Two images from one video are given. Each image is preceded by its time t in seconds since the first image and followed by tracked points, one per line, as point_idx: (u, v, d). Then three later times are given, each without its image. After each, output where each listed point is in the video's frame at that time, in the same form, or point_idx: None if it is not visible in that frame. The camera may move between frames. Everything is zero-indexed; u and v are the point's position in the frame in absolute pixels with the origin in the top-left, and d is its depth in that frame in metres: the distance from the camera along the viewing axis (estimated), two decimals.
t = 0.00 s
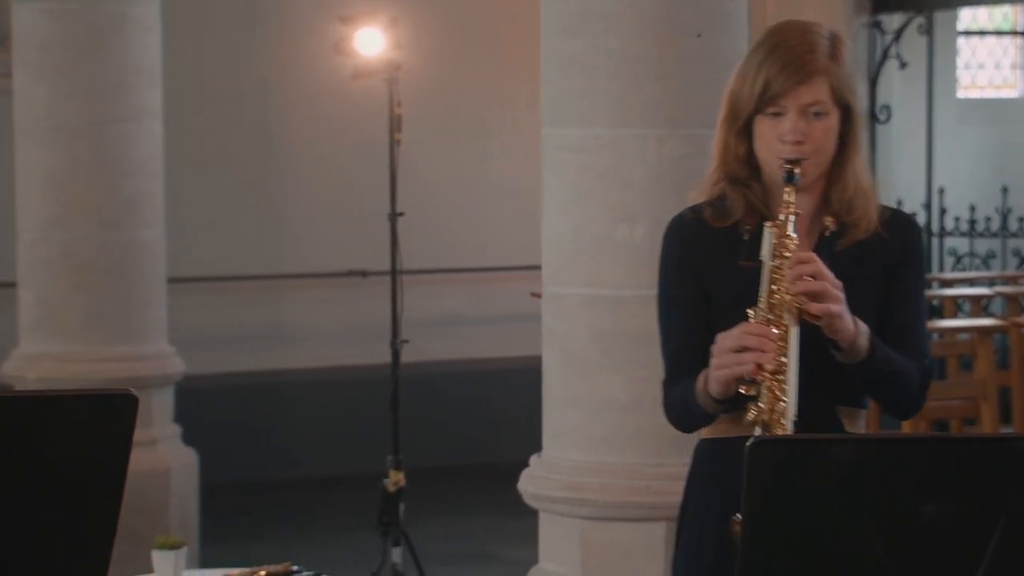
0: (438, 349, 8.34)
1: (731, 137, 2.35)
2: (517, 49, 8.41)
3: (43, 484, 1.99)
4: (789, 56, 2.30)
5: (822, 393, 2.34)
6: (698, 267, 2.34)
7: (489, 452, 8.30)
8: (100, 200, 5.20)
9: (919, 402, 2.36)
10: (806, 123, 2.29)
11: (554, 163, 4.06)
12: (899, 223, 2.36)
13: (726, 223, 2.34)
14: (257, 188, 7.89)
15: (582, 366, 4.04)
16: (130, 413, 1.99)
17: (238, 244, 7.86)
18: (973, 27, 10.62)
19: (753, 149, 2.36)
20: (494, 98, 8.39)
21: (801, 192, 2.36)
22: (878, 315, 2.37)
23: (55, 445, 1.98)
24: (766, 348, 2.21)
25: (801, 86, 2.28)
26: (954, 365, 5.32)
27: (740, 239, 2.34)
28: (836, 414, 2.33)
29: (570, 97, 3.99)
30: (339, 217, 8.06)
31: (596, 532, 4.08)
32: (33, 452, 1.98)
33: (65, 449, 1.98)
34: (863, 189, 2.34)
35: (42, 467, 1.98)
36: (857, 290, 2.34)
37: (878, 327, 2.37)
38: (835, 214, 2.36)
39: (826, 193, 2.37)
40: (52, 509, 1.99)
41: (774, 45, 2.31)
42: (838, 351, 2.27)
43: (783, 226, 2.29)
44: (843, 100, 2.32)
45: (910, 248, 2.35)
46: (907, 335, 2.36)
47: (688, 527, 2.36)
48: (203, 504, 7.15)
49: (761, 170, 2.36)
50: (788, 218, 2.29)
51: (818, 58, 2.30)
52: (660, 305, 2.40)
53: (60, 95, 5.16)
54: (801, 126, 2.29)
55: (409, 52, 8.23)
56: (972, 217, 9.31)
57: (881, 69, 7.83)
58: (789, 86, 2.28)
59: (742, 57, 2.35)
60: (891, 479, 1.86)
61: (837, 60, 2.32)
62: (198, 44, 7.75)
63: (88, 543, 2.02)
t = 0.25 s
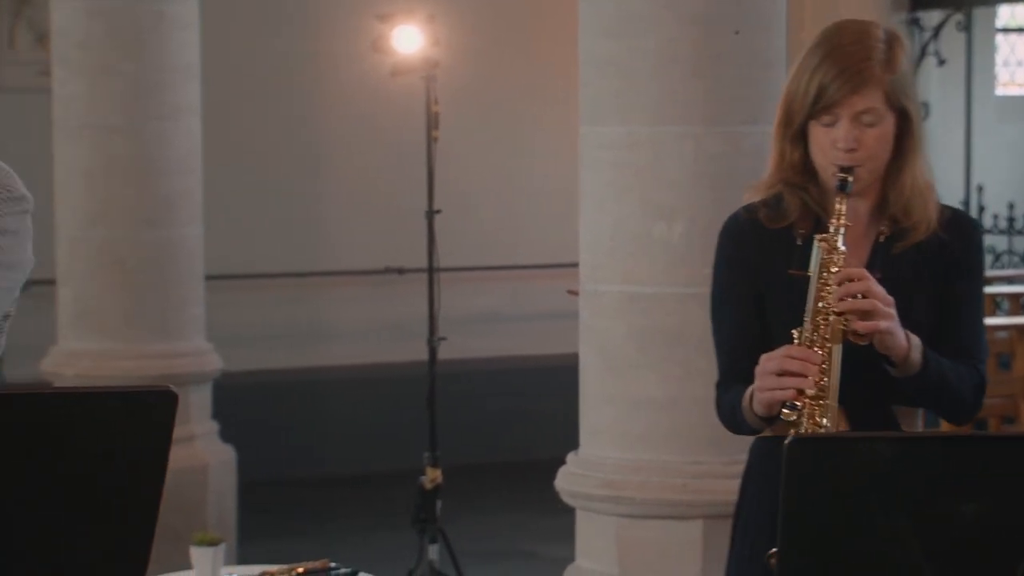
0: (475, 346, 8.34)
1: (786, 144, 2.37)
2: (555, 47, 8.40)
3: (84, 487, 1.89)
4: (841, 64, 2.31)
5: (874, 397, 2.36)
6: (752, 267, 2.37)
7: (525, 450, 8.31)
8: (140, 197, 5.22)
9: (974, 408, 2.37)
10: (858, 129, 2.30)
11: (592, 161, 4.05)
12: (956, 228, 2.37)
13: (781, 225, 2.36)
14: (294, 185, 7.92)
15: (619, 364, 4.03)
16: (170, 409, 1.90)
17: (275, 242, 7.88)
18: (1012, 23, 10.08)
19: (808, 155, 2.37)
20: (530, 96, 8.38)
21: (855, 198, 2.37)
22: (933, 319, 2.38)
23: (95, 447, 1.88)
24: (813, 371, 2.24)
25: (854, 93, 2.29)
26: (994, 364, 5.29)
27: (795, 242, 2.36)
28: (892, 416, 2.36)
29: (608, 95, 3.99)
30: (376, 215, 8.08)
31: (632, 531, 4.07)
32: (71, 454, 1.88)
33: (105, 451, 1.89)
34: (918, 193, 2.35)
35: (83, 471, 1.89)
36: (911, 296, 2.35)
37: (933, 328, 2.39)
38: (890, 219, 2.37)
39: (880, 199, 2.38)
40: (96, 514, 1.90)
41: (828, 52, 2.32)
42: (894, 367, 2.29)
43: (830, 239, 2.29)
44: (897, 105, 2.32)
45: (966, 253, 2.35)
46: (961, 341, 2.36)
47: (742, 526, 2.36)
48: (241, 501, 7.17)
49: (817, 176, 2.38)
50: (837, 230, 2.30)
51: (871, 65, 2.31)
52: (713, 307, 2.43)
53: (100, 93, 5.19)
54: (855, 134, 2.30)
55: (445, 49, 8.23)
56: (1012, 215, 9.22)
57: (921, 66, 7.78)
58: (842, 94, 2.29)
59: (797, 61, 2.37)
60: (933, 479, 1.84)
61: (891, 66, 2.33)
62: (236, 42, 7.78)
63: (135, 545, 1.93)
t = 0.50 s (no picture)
0: (509, 343, 8.35)
1: (830, 143, 2.35)
2: (589, 44, 8.40)
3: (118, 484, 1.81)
4: (882, 59, 2.30)
5: (923, 394, 2.33)
6: (798, 262, 2.38)
7: (560, 446, 8.32)
8: (176, 195, 5.24)
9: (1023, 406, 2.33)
10: (900, 124, 2.29)
11: (627, 159, 4.05)
12: (1005, 222, 2.34)
13: (826, 222, 2.37)
14: (329, 183, 7.95)
15: (654, 361, 4.03)
16: (205, 405, 1.81)
17: (310, 239, 7.91)
18: None
19: (852, 151, 2.36)
20: (565, 93, 8.38)
21: (901, 191, 2.36)
22: (983, 318, 2.35)
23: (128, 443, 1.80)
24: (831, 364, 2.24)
25: (894, 88, 2.28)
26: None
27: (840, 238, 2.36)
28: (939, 414, 2.33)
29: (642, 91, 3.98)
30: (411, 212, 8.10)
31: (667, 529, 4.06)
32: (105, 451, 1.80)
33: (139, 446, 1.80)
34: (964, 187, 2.33)
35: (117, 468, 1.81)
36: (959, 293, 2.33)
37: (981, 330, 2.35)
38: (937, 214, 2.34)
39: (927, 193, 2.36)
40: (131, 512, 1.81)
41: (870, 48, 2.32)
42: (927, 363, 2.26)
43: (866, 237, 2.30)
44: (941, 99, 2.30)
45: (1015, 247, 2.32)
46: (1011, 342, 2.32)
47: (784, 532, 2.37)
48: (276, 498, 7.21)
49: (863, 171, 2.37)
50: (874, 227, 2.30)
51: (913, 59, 2.30)
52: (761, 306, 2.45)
53: (136, 91, 5.22)
54: (896, 129, 2.29)
55: (481, 47, 8.24)
56: None
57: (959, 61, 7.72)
58: (882, 89, 2.28)
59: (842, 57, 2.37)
60: (973, 477, 1.79)
61: (934, 59, 2.31)
62: (272, 41, 7.81)
63: (170, 547, 1.83)
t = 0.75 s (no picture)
0: (545, 342, 8.35)
1: (872, 135, 2.37)
2: (626, 42, 8.39)
3: (143, 490, 1.85)
4: (922, 51, 2.30)
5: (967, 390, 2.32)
6: (843, 259, 2.40)
7: (596, 445, 8.32)
8: (214, 193, 5.27)
9: None
10: (938, 116, 2.28)
11: (664, 157, 4.05)
12: None
13: (868, 216, 2.38)
14: (365, 181, 7.97)
15: (691, 360, 4.02)
16: (243, 422, 1.84)
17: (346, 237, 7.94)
18: None
19: (895, 144, 2.36)
20: (602, 91, 8.37)
21: (943, 186, 2.35)
22: None
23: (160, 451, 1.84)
24: (847, 338, 2.25)
25: (932, 80, 2.28)
26: None
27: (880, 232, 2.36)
28: (983, 411, 2.31)
29: (678, 89, 3.98)
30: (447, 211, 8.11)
31: (703, 528, 4.05)
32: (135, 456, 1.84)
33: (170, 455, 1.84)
34: (1007, 181, 2.30)
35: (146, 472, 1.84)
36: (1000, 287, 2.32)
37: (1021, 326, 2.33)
38: (979, 208, 2.33)
39: (971, 188, 2.34)
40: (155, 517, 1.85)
41: (910, 40, 2.33)
42: (956, 345, 2.25)
43: (897, 226, 2.31)
44: (983, 92, 2.29)
45: None
46: None
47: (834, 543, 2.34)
48: (313, 496, 7.23)
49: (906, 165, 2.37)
50: (904, 216, 2.31)
51: (952, 52, 2.29)
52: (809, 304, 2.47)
53: (173, 89, 5.24)
54: (933, 121, 2.28)
55: (517, 45, 8.24)
56: None
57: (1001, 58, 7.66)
58: (920, 81, 2.28)
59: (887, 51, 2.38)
60: (1006, 476, 1.87)
61: (976, 52, 2.30)
62: (309, 40, 7.84)
63: (188, 554, 1.87)
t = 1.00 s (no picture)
0: (584, 341, 8.35)
1: (921, 130, 2.37)
2: (665, 41, 8.38)
3: (157, 489, 1.86)
4: (966, 44, 2.31)
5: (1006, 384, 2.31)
6: (888, 255, 2.39)
7: (635, 444, 8.31)
8: (253, 191, 5.29)
9: None
10: (980, 110, 2.28)
11: (703, 156, 4.04)
12: None
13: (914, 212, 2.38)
14: (404, 181, 7.99)
15: (730, 359, 4.01)
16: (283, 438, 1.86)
17: (385, 237, 7.96)
18: None
19: (943, 139, 2.36)
20: (642, 90, 8.36)
21: (989, 181, 2.34)
22: None
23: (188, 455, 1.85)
24: (867, 321, 2.29)
25: (974, 73, 2.28)
26: None
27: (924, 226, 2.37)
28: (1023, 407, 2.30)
29: (718, 87, 3.97)
30: (486, 210, 8.12)
31: (743, 527, 4.04)
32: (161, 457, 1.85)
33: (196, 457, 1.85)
34: None
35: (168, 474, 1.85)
36: None
37: None
38: None
39: (1017, 183, 2.32)
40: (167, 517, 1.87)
41: (957, 35, 2.33)
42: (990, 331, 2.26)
43: (932, 216, 2.30)
44: None
45: None
46: None
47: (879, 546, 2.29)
48: (352, 494, 7.26)
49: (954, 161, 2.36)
50: (939, 207, 2.30)
51: (996, 46, 2.29)
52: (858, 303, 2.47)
53: (214, 88, 5.27)
54: (976, 114, 2.28)
55: (557, 44, 8.24)
56: None
57: None
58: (962, 75, 2.29)
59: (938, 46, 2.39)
60: None
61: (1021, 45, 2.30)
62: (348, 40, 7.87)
63: (192, 554, 1.88)
